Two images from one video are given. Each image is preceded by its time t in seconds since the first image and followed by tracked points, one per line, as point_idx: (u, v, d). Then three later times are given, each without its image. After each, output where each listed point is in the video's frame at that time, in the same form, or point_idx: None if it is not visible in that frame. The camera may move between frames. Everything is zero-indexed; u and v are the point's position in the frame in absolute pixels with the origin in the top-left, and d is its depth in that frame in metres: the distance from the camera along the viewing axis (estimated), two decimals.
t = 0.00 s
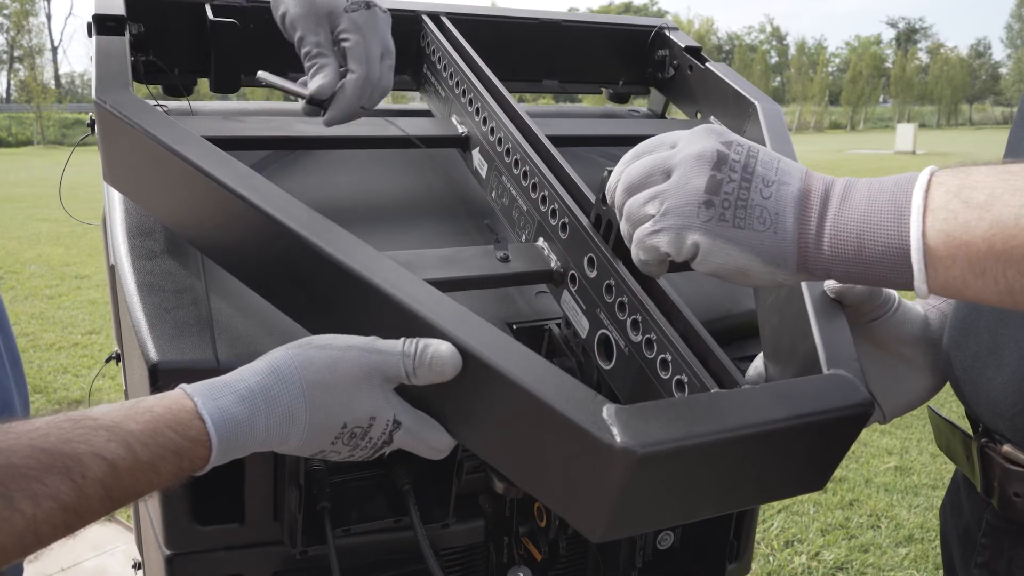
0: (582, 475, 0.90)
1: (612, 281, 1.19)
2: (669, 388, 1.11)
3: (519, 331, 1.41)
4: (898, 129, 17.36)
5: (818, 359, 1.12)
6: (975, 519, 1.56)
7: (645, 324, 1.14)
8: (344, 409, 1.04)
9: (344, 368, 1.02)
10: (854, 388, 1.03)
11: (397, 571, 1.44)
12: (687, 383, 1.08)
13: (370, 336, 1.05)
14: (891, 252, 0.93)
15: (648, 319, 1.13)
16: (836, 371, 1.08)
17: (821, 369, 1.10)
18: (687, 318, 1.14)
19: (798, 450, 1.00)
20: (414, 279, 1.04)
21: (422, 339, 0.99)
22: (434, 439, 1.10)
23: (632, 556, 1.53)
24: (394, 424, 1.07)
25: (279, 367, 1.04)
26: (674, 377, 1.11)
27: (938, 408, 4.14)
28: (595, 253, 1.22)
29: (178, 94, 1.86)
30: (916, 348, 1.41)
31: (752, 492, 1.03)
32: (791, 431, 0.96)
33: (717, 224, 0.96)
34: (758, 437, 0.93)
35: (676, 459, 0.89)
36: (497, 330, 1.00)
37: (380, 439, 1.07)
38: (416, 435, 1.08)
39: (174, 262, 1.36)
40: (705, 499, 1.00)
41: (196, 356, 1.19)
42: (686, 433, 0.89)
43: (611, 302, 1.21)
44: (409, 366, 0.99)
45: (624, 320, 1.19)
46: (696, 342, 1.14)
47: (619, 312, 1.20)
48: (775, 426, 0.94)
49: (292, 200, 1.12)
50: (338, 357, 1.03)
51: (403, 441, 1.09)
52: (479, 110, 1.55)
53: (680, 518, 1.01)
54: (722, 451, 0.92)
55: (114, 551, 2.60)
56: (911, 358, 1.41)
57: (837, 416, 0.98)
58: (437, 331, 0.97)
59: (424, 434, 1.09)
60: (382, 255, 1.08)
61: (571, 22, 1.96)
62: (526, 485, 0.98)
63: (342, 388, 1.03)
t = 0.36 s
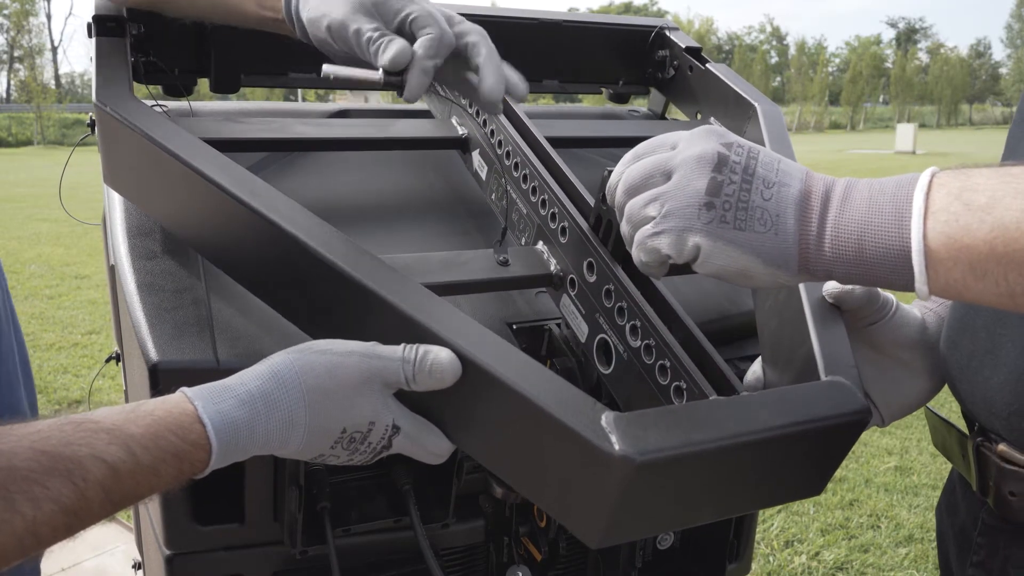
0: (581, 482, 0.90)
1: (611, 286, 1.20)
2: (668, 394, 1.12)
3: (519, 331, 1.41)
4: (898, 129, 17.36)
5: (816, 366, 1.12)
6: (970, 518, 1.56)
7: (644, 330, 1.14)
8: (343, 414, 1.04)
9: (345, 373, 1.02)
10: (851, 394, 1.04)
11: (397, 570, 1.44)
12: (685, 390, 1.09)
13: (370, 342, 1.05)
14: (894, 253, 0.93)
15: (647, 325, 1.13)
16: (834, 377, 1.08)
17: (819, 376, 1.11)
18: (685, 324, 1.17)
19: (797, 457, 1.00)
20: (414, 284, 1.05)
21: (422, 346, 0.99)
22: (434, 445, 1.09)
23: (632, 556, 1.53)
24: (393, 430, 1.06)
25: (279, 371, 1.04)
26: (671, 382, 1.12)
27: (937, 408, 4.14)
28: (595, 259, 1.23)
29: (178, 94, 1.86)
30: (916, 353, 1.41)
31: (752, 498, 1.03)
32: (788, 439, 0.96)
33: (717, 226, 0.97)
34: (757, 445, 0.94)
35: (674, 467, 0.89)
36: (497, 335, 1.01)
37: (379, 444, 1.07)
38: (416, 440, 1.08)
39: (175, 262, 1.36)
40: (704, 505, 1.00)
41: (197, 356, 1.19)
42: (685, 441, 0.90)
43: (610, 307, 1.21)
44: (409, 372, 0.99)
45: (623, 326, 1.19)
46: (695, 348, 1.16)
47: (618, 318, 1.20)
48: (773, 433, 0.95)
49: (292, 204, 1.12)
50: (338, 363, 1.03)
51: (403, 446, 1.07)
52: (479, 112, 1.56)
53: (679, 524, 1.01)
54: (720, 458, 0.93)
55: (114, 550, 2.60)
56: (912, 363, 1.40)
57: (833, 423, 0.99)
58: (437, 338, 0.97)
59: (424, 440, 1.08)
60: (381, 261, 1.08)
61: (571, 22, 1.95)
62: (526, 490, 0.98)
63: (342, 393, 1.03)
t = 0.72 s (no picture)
0: (581, 484, 0.91)
1: (611, 287, 1.20)
2: (667, 396, 1.12)
3: (519, 331, 1.41)
4: (898, 129, 17.36)
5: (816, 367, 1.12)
6: (969, 519, 1.56)
7: (644, 332, 1.14)
8: (343, 415, 1.04)
9: (345, 374, 1.02)
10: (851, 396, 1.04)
11: (397, 570, 1.44)
12: (684, 392, 1.10)
13: (371, 343, 1.05)
14: (897, 255, 0.93)
15: (647, 326, 1.13)
16: (833, 379, 1.09)
17: (819, 378, 1.11)
18: (686, 326, 1.17)
19: (797, 458, 1.00)
20: (415, 286, 1.05)
21: (423, 347, 0.99)
22: (434, 446, 1.09)
23: (632, 556, 1.53)
24: (392, 430, 1.06)
25: (280, 372, 1.04)
26: (671, 385, 1.13)
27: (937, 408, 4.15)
28: (595, 260, 1.23)
29: (178, 94, 1.85)
30: (916, 354, 1.40)
31: (751, 499, 1.03)
32: (788, 440, 0.96)
33: (720, 227, 0.97)
34: (756, 446, 0.94)
35: (674, 470, 0.90)
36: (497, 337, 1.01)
37: (379, 445, 1.07)
38: (416, 442, 1.08)
39: (175, 262, 1.36)
40: (704, 507, 1.00)
41: (197, 356, 1.19)
42: (685, 443, 0.90)
43: (610, 309, 1.21)
44: (409, 374, 0.99)
45: (623, 327, 1.19)
46: (695, 350, 1.16)
47: (618, 319, 1.20)
48: (773, 435, 0.95)
49: (293, 206, 1.11)
50: (338, 364, 1.03)
51: (403, 447, 1.08)
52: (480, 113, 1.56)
53: (678, 526, 1.01)
54: (720, 460, 0.93)
55: (113, 550, 2.60)
56: (912, 364, 1.40)
57: (832, 426, 0.99)
58: (438, 340, 0.97)
59: (424, 441, 1.08)
60: (381, 262, 1.08)
61: (571, 22, 1.96)
62: (525, 492, 0.98)
63: (341, 395, 1.03)
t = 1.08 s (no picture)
0: (581, 486, 0.91)
1: (611, 288, 1.20)
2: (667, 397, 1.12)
3: (519, 331, 1.41)
4: (898, 129, 17.36)
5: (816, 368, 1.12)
6: (967, 519, 1.55)
7: (644, 333, 1.14)
8: (342, 416, 1.04)
9: (344, 375, 1.02)
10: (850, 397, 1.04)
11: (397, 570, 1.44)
12: (684, 394, 1.09)
13: (371, 344, 1.05)
14: (896, 254, 0.93)
15: (646, 327, 1.13)
16: (832, 380, 1.09)
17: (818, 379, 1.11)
18: (685, 327, 1.17)
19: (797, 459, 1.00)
20: (414, 287, 1.05)
21: (423, 348, 0.99)
22: (433, 446, 1.09)
23: (633, 557, 1.53)
24: (392, 431, 1.06)
25: (280, 373, 1.04)
26: (671, 386, 1.13)
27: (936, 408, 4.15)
28: (595, 260, 1.23)
29: (178, 94, 1.85)
30: (915, 353, 1.40)
31: (751, 500, 1.03)
32: (787, 442, 0.96)
33: (719, 227, 0.97)
34: (756, 447, 0.94)
35: (674, 471, 0.90)
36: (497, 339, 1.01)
37: (378, 446, 1.07)
38: (416, 443, 1.08)
39: (175, 262, 1.36)
40: (703, 509, 0.99)
41: (197, 356, 1.19)
42: (685, 445, 0.90)
43: (610, 310, 1.21)
44: (409, 375, 0.99)
45: (623, 328, 1.19)
46: (695, 351, 1.16)
47: (618, 320, 1.20)
48: (773, 437, 0.95)
49: (293, 206, 1.11)
50: (338, 365, 1.03)
51: (403, 448, 1.08)
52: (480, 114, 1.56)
53: (677, 527, 1.01)
54: (719, 462, 0.93)
55: (113, 551, 2.61)
56: (909, 363, 1.39)
57: (832, 428, 0.99)
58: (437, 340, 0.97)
59: (424, 442, 1.08)
60: (381, 263, 1.08)
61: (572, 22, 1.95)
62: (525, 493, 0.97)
63: (341, 395, 1.03)
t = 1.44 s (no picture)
0: (580, 489, 0.91)
1: (610, 291, 1.20)
2: (666, 401, 1.12)
3: (519, 331, 1.42)
4: (898, 129, 17.36)
5: (816, 372, 1.12)
6: (964, 518, 1.56)
7: (643, 336, 1.15)
8: (342, 418, 1.04)
9: (344, 378, 1.02)
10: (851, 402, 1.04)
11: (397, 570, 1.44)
12: (683, 397, 1.09)
13: (372, 346, 1.05)
14: (900, 252, 0.93)
15: (646, 330, 1.13)
16: (831, 384, 1.08)
17: (818, 381, 1.11)
18: (684, 329, 1.16)
19: (796, 463, 1.00)
20: (414, 291, 1.05)
21: (423, 352, 0.99)
22: (433, 449, 1.09)
23: (632, 557, 1.53)
24: (391, 434, 1.06)
25: (280, 375, 1.04)
26: (671, 389, 1.12)
27: (936, 408, 4.15)
28: (594, 263, 1.23)
29: (178, 94, 1.85)
30: (914, 354, 1.40)
31: (751, 503, 1.03)
32: (786, 446, 0.96)
33: (725, 223, 0.96)
34: (755, 451, 0.94)
35: (674, 475, 0.90)
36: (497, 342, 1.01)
37: (378, 448, 1.07)
38: (416, 445, 1.08)
39: (175, 262, 1.36)
40: (702, 512, 1.00)
41: (197, 356, 1.19)
42: (684, 449, 0.90)
43: (609, 313, 1.22)
44: (409, 378, 0.99)
45: (622, 331, 1.19)
46: (694, 353, 1.16)
47: (616, 323, 1.20)
48: (773, 441, 0.95)
49: (292, 209, 1.11)
50: (338, 368, 1.03)
51: (402, 451, 1.08)
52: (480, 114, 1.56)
53: (676, 531, 1.01)
54: (719, 466, 0.93)
55: (113, 550, 2.61)
56: (909, 364, 1.39)
57: (832, 431, 0.99)
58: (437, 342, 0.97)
59: (423, 445, 1.08)
60: (382, 266, 1.08)
61: (572, 23, 1.95)
62: (524, 497, 0.97)
63: (341, 398, 1.03)
